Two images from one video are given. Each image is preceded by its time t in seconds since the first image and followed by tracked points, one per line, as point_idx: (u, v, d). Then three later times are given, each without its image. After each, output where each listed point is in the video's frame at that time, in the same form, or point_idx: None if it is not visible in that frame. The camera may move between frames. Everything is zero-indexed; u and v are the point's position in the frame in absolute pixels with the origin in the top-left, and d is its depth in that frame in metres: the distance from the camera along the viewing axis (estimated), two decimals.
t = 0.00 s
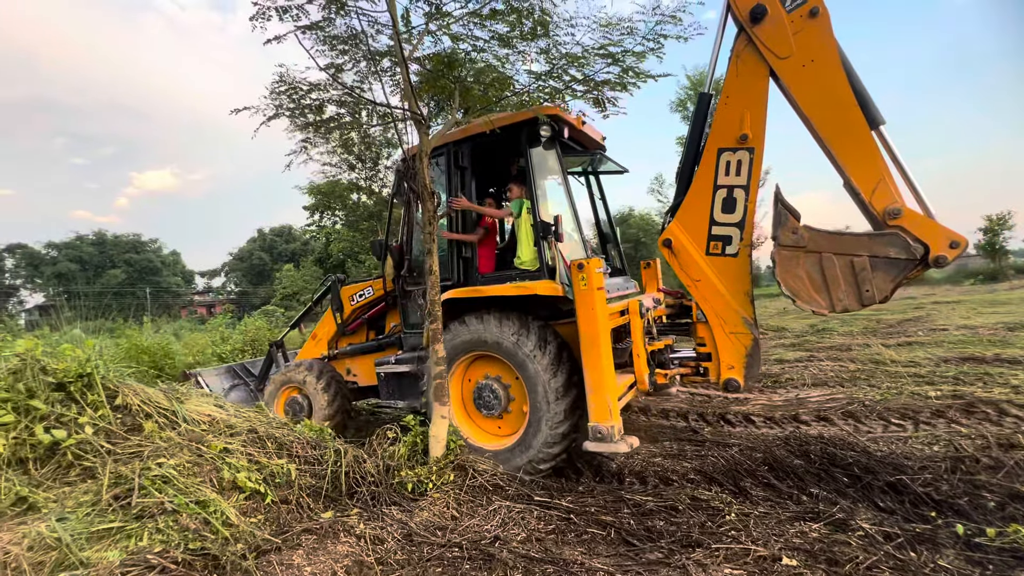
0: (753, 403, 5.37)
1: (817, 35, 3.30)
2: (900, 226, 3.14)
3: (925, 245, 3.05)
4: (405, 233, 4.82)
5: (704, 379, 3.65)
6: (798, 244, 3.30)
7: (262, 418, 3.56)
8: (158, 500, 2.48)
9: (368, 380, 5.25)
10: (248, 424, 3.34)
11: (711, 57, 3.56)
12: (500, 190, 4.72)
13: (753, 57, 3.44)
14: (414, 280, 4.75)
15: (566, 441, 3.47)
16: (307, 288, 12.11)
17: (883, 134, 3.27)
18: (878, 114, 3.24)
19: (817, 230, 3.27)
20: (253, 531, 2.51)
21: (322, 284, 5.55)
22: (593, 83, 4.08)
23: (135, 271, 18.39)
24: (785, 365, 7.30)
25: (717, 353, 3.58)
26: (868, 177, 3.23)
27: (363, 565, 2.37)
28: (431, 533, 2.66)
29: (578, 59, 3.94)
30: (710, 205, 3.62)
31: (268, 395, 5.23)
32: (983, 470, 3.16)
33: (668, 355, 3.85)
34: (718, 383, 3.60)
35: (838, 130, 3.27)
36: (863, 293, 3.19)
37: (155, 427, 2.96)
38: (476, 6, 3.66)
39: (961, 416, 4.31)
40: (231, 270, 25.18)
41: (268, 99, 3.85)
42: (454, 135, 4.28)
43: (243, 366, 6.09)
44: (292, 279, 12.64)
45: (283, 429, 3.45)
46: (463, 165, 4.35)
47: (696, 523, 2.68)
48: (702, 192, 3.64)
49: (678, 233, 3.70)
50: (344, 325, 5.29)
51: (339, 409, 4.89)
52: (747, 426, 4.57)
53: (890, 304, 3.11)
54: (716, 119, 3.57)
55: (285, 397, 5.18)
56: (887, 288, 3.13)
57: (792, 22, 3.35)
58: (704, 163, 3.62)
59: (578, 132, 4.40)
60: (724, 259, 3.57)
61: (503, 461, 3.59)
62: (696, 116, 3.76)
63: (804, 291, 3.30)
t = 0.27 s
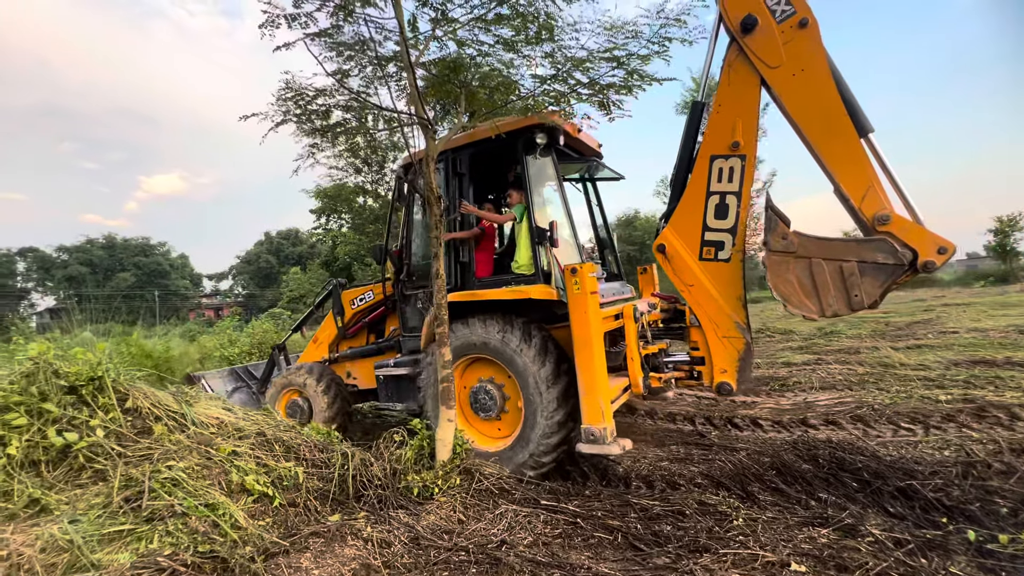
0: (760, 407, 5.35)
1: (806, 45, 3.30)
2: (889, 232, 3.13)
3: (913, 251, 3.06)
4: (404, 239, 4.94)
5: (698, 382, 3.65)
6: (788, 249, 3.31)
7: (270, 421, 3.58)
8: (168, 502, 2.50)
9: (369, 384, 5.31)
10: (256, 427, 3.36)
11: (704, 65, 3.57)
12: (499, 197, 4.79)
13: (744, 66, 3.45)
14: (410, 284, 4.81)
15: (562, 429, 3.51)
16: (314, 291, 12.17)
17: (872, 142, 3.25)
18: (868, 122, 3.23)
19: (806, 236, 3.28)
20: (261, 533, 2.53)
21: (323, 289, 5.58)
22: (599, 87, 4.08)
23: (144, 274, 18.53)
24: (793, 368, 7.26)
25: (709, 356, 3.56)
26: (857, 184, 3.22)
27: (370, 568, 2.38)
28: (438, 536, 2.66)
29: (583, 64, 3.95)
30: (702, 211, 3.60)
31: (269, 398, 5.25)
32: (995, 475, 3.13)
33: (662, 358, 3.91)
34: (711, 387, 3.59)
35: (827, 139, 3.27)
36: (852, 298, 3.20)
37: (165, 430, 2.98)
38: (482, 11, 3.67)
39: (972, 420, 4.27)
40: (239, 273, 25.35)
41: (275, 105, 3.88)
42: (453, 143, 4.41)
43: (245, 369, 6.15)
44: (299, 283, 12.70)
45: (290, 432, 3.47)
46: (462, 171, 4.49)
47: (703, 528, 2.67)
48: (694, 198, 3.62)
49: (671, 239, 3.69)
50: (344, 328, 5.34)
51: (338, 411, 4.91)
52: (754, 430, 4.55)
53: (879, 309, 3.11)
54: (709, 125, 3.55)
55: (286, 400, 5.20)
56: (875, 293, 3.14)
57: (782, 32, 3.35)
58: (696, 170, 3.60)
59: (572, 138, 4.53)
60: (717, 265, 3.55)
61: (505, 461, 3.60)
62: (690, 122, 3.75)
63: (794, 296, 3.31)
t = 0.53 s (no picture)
0: (766, 409, 5.32)
1: (791, 55, 3.35)
2: (871, 236, 3.20)
3: (894, 254, 3.13)
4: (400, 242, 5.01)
5: (687, 383, 3.72)
6: (772, 252, 3.42)
7: (275, 422, 3.59)
8: (174, 503, 2.51)
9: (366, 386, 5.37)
10: (261, 429, 3.37)
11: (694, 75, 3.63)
12: (493, 201, 4.83)
13: (729, 76, 3.51)
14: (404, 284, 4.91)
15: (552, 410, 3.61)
16: (319, 293, 12.20)
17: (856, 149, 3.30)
18: (851, 129, 3.28)
19: (790, 239, 3.38)
20: (267, 535, 2.53)
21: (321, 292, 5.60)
22: (601, 89, 4.08)
23: (151, 276, 18.65)
24: (799, 371, 7.23)
25: (699, 358, 3.63)
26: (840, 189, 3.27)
27: (375, 569, 2.38)
28: (442, 538, 2.66)
29: (585, 66, 3.95)
30: (691, 215, 3.67)
31: (267, 399, 5.31)
32: (1003, 479, 3.10)
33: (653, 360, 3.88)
34: (700, 388, 3.66)
35: (811, 146, 3.31)
36: (834, 299, 3.27)
37: (171, 431, 2.99)
38: (485, 14, 3.69)
39: (980, 423, 4.24)
40: (244, 275, 25.46)
41: (279, 108, 3.90)
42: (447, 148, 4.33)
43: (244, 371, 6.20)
44: (304, 284, 12.75)
45: (295, 433, 3.48)
46: (456, 177, 4.41)
47: (709, 531, 2.66)
48: (683, 203, 3.69)
49: (661, 243, 3.75)
50: (342, 331, 5.39)
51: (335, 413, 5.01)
52: (760, 432, 4.53)
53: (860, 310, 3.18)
54: (697, 133, 3.62)
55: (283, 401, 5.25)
56: (857, 296, 3.21)
57: (767, 42, 3.40)
58: (685, 175, 3.68)
59: (565, 146, 4.47)
60: (705, 268, 3.61)
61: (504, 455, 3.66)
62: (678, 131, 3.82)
63: (779, 297, 3.40)
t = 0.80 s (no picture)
0: (771, 411, 5.30)
1: (774, 66, 3.50)
2: (851, 240, 3.31)
3: (874, 258, 3.24)
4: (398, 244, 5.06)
5: (675, 385, 3.85)
6: (756, 256, 3.52)
7: (279, 423, 3.60)
8: (179, 504, 2.52)
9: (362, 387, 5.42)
10: (265, 429, 3.38)
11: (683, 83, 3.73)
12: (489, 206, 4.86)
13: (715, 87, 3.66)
14: (399, 286, 4.96)
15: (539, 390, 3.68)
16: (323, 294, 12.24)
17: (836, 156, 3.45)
18: (830, 137, 3.42)
19: (774, 243, 3.48)
20: (271, 535, 2.54)
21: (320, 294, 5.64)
22: (603, 91, 4.08)
23: (156, 277, 18.75)
24: (804, 373, 7.20)
25: (687, 360, 3.77)
26: (821, 195, 3.41)
27: (378, 571, 2.39)
28: (445, 540, 2.67)
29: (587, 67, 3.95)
30: (679, 221, 3.81)
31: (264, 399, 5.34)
32: (1011, 482, 3.08)
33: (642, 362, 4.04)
34: (688, 389, 3.79)
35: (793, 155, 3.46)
36: (816, 302, 3.39)
37: (176, 432, 3.00)
38: (488, 16, 3.69)
39: (988, 426, 4.21)
40: (249, 276, 25.57)
41: (286, 109, 3.92)
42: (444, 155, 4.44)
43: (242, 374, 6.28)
44: (308, 286, 12.79)
45: (299, 434, 3.49)
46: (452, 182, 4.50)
47: (713, 534, 2.65)
48: (672, 209, 3.83)
49: (651, 247, 3.88)
50: (339, 332, 5.43)
51: (330, 412, 5.02)
52: (765, 435, 4.51)
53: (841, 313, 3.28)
54: (684, 141, 3.77)
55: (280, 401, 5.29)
56: (837, 299, 3.32)
57: (751, 54, 3.55)
58: (674, 182, 3.83)
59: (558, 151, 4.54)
60: (693, 272, 3.75)
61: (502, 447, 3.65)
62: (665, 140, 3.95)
63: (763, 300, 3.50)
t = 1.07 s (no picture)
0: (776, 413, 5.28)
1: (761, 80, 3.66)
2: (835, 247, 3.47)
3: (856, 265, 3.41)
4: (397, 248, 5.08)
5: (663, 387, 3.94)
6: (742, 261, 3.71)
7: (284, 424, 3.62)
8: (185, 503, 2.54)
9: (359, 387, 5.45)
10: (271, 430, 3.39)
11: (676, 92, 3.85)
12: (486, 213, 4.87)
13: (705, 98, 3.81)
14: (397, 289, 4.99)
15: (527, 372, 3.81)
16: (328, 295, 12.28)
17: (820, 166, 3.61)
18: (815, 148, 3.57)
19: (759, 249, 3.66)
20: (276, 536, 2.55)
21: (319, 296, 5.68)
22: (608, 92, 4.08)
23: (163, 278, 18.87)
24: (810, 375, 7.17)
25: (675, 362, 3.86)
26: (806, 202, 3.57)
27: (382, 572, 2.39)
28: (450, 541, 2.67)
29: (592, 68, 3.95)
30: (670, 227, 3.94)
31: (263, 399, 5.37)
32: (1020, 486, 3.05)
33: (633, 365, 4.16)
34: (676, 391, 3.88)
35: (780, 164, 3.62)
36: (799, 305, 3.57)
37: (182, 432, 3.02)
38: (493, 17, 3.70)
39: (997, 429, 4.17)
40: (255, 277, 25.69)
41: (292, 111, 3.93)
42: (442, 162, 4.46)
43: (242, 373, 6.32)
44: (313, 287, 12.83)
45: (304, 434, 3.50)
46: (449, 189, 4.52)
47: (718, 536, 2.64)
48: (663, 215, 3.96)
49: (641, 253, 4.00)
50: (338, 332, 5.47)
51: (327, 413, 5.04)
52: (770, 437, 4.50)
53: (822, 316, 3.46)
54: (675, 150, 3.92)
55: (279, 401, 5.32)
56: (819, 303, 3.50)
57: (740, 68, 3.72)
58: (664, 190, 3.96)
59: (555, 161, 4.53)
60: (683, 277, 3.87)
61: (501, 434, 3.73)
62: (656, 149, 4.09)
63: (748, 303, 3.69)
